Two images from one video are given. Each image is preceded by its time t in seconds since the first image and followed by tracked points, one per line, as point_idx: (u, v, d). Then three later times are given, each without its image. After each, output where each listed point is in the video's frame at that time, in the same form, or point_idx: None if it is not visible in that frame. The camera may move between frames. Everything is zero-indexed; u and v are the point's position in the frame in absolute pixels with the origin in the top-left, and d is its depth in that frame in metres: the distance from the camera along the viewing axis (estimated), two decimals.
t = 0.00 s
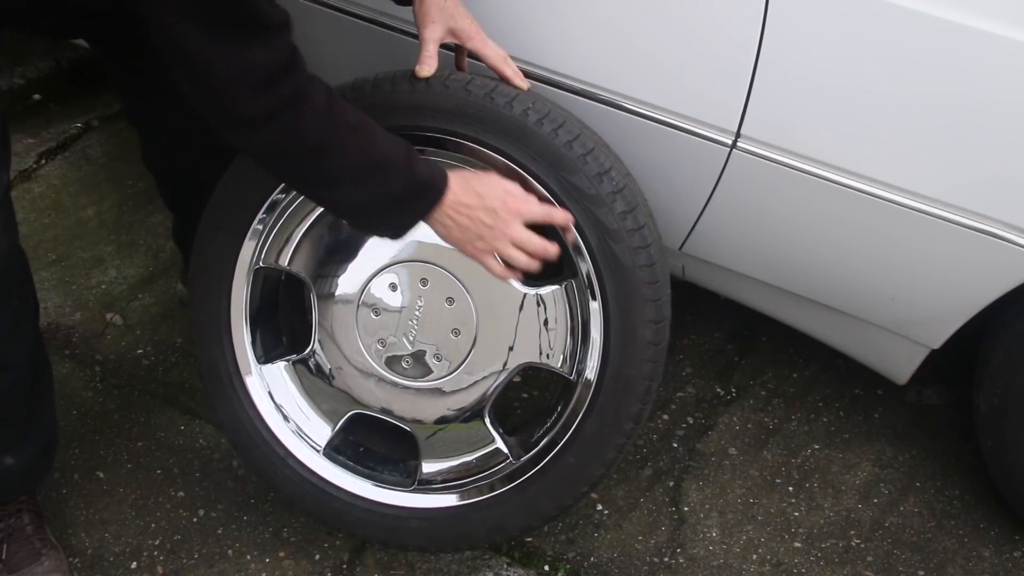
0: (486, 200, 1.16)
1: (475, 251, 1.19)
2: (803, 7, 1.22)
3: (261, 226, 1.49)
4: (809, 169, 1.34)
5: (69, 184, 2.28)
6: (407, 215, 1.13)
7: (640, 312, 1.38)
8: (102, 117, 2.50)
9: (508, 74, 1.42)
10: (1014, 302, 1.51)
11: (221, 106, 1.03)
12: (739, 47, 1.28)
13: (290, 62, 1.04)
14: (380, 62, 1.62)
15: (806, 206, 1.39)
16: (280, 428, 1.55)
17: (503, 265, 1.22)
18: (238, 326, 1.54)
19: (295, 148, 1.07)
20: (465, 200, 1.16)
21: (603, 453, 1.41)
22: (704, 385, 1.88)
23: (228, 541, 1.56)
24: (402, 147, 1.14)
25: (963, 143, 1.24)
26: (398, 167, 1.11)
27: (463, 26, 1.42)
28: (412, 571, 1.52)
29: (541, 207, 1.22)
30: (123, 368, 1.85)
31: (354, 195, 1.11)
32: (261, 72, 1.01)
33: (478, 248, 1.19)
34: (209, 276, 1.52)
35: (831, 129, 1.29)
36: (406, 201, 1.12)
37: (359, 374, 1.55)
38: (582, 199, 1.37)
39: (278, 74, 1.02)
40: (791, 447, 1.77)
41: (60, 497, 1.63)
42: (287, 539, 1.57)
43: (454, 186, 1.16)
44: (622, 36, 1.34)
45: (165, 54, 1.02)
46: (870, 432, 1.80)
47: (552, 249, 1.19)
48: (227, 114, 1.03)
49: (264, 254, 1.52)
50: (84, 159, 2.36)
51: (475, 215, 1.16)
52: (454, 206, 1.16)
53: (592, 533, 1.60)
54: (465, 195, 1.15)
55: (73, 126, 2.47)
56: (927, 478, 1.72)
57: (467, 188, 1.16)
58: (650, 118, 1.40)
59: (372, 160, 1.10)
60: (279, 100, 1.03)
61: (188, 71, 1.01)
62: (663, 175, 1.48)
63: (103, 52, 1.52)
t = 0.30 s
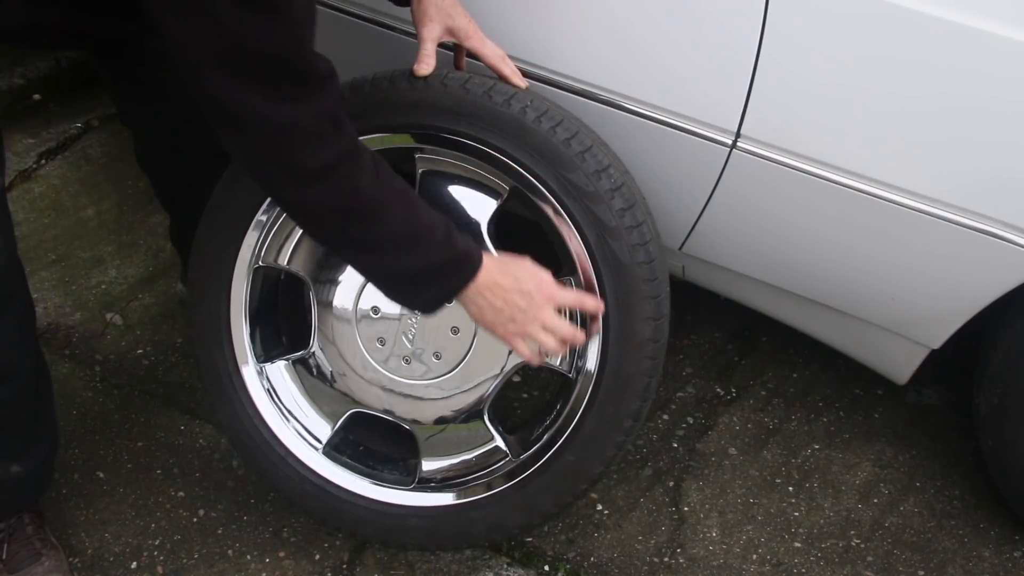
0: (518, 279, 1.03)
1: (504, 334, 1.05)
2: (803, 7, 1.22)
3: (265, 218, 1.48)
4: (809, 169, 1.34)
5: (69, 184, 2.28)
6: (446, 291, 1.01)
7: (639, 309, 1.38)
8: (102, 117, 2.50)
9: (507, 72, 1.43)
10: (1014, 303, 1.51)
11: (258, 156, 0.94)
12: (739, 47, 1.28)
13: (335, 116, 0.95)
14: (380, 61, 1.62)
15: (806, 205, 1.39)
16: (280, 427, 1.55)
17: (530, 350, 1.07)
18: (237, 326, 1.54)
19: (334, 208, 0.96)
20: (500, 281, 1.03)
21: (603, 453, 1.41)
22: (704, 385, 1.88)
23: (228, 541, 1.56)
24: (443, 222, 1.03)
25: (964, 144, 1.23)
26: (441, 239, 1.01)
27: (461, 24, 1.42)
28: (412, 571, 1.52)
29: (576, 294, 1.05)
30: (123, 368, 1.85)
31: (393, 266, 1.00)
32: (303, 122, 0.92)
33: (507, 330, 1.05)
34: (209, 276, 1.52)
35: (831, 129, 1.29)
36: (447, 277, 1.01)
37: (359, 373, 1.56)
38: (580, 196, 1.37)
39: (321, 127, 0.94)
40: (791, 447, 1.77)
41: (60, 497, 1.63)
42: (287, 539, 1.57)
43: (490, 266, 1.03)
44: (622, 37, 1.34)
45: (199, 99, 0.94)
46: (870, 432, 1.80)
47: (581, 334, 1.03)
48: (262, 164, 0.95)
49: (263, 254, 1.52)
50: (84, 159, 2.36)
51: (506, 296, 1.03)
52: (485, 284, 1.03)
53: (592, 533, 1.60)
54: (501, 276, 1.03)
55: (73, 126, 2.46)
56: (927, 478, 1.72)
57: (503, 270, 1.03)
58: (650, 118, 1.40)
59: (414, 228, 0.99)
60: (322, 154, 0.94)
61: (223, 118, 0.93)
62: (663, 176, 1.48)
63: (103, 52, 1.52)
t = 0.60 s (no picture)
0: (520, 366, 1.03)
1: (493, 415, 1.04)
2: (803, 7, 1.22)
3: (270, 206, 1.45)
4: (809, 169, 1.34)
5: (69, 184, 2.28)
6: (446, 362, 0.97)
7: (638, 307, 1.38)
8: (102, 117, 2.50)
9: (504, 71, 1.43)
10: (1014, 303, 1.51)
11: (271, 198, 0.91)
12: (740, 47, 1.28)
13: (356, 170, 0.93)
14: (380, 62, 1.62)
15: (804, 204, 1.39)
16: (280, 426, 1.55)
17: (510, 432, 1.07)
18: (237, 326, 1.55)
19: (345, 261, 0.92)
20: (501, 363, 1.02)
21: (603, 454, 1.41)
22: (704, 385, 1.88)
23: (228, 541, 1.56)
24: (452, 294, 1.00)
25: (963, 144, 1.24)
26: (447, 308, 0.97)
27: (459, 23, 1.42)
28: (412, 571, 1.52)
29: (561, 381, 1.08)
30: (123, 368, 1.85)
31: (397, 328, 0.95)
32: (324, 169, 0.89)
33: (501, 412, 1.04)
34: (209, 276, 1.52)
35: (830, 128, 1.29)
36: (449, 347, 0.97)
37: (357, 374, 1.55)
38: (578, 194, 1.37)
39: (341, 177, 0.90)
40: (791, 447, 1.77)
41: (60, 497, 1.63)
42: (287, 539, 1.57)
43: (488, 346, 1.01)
44: (622, 36, 1.34)
45: (215, 134, 0.92)
46: (870, 432, 1.80)
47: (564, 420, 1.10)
48: (274, 207, 0.91)
49: (262, 253, 1.52)
50: (84, 159, 2.36)
51: (507, 381, 1.02)
52: (485, 366, 1.00)
53: (592, 533, 1.60)
54: (500, 357, 1.02)
55: (73, 126, 2.46)
56: (927, 478, 1.72)
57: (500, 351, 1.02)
58: (650, 118, 1.40)
59: (422, 292, 0.95)
60: (338, 205, 0.90)
61: (241, 156, 0.90)
62: (663, 176, 1.48)
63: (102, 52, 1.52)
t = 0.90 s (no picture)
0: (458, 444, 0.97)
1: (415, 479, 0.99)
2: (803, 6, 1.22)
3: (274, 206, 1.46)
4: (809, 169, 1.34)
5: (69, 184, 2.28)
6: (396, 418, 0.92)
7: (638, 308, 1.38)
8: (103, 117, 2.50)
9: (503, 72, 1.42)
10: (1014, 303, 1.51)
11: (249, 235, 0.85)
12: (740, 46, 1.28)
13: (341, 212, 0.88)
14: (380, 62, 1.62)
15: (804, 204, 1.39)
16: (279, 428, 1.55)
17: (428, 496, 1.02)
18: (236, 330, 1.54)
19: (318, 306, 0.87)
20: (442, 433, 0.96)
21: (603, 454, 1.42)
22: (704, 385, 1.88)
23: (228, 541, 1.56)
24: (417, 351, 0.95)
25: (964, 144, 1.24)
26: (407, 361, 0.93)
27: (458, 24, 1.42)
28: (412, 571, 1.52)
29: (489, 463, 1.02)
30: (123, 368, 1.85)
31: (360, 377, 0.90)
32: (309, 212, 0.84)
33: (422, 479, 0.99)
34: (208, 276, 1.52)
35: (830, 129, 1.29)
36: (404, 403, 0.92)
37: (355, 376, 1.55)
38: (578, 196, 1.37)
39: (325, 221, 0.85)
40: (791, 447, 1.77)
41: (60, 497, 1.63)
42: (287, 539, 1.57)
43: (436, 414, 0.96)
44: (622, 36, 1.34)
45: (202, 166, 0.86)
46: (870, 432, 1.80)
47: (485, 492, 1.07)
48: (250, 245, 0.85)
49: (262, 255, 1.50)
50: (84, 159, 2.36)
51: (439, 457, 0.97)
52: (425, 431, 0.95)
53: (592, 533, 1.60)
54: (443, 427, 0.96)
55: (73, 126, 2.46)
56: (927, 478, 1.72)
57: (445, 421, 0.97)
58: (650, 118, 1.40)
59: (389, 344, 0.91)
60: (316, 245, 0.85)
61: (224, 191, 0.85)
62: (664, 177, 1.48)
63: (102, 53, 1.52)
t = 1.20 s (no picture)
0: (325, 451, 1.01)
1: (280, 460, 1.04)
2: (803, 6, 1.23)
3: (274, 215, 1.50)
4: (809, 169, 1.34)
5: (69, 184, 2.28)
6: (280, 415, 0.95)
7: (638, 311, 1.39)
8: (103, 117, 2.50)
9: (503, 73, 1.42)
10: (1013, 303, 1.51)
11: (179, 232, 0.86)
12: (740, 46, 1.28)
13: (277, 221, 0.88)
14: (379, 62, 1.62)
15: (804, 206, 1.39)
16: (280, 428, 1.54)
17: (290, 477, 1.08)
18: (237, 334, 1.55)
19: (229, 307, 0.88)
20: (309, 431, 0.99)
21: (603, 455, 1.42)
22: (704, 385, 1.88)
23: (228, 541, 1.56)
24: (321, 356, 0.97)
25: (964, 144, 1.24)
26: (311, 368, 0.96)
27: (457, 26, 1.42)
28: (412, 571, 1.52)
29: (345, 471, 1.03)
30: (123, 368, 1.85)
31: (265, 379, 0.92)
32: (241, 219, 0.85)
33: (283, 462, 1.04)
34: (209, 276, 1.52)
35: (829, 129, 1.29)
36: (296, 403, 0.95)
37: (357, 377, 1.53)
38: (578, 199, 1.37)
39: (259, 228, 0.86)
40: (791, 447, 1.77)
41: (59, 497, 1.63)
42: (287, 539, 1.57)
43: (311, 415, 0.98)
44: (622, 36, 1.34)
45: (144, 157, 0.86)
46: (870, 432, 1.80)
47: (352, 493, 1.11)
48: (176, 239, 0.86)
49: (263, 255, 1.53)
50: (84, 159, 2.36)
51: (303, 454, 1.02)
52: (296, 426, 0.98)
53: (592, 533, 1.60)
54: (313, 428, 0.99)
55: (73, 126, 2.46)
56: (927, 478, 1.72)
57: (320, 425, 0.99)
58: (650, 118, 1.40)
59: (299, 351, 0.93)
60: (243, 252, 0.85)
61: (160, 186, 0.85)
62: (664, 177, 1.48)
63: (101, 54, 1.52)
